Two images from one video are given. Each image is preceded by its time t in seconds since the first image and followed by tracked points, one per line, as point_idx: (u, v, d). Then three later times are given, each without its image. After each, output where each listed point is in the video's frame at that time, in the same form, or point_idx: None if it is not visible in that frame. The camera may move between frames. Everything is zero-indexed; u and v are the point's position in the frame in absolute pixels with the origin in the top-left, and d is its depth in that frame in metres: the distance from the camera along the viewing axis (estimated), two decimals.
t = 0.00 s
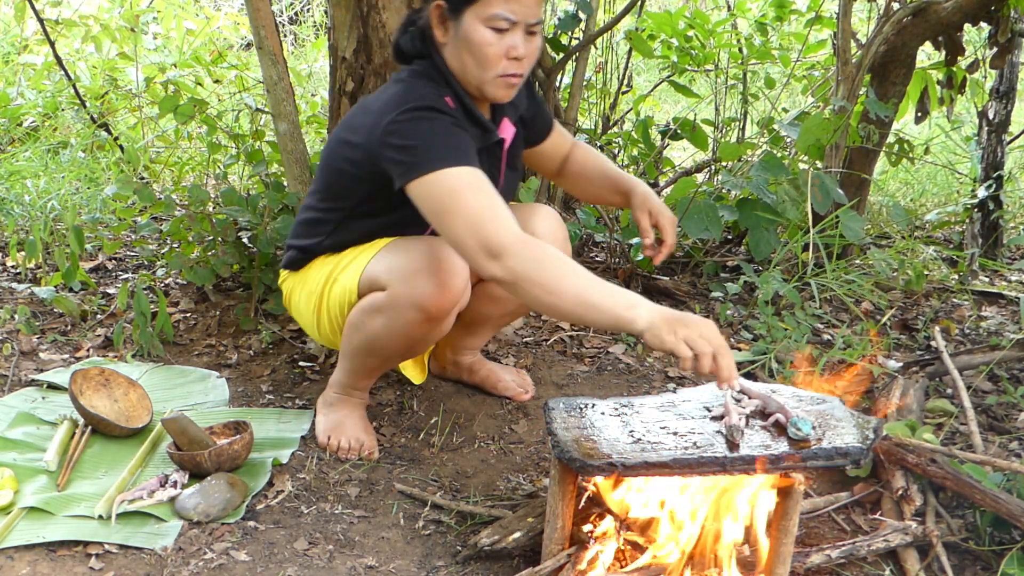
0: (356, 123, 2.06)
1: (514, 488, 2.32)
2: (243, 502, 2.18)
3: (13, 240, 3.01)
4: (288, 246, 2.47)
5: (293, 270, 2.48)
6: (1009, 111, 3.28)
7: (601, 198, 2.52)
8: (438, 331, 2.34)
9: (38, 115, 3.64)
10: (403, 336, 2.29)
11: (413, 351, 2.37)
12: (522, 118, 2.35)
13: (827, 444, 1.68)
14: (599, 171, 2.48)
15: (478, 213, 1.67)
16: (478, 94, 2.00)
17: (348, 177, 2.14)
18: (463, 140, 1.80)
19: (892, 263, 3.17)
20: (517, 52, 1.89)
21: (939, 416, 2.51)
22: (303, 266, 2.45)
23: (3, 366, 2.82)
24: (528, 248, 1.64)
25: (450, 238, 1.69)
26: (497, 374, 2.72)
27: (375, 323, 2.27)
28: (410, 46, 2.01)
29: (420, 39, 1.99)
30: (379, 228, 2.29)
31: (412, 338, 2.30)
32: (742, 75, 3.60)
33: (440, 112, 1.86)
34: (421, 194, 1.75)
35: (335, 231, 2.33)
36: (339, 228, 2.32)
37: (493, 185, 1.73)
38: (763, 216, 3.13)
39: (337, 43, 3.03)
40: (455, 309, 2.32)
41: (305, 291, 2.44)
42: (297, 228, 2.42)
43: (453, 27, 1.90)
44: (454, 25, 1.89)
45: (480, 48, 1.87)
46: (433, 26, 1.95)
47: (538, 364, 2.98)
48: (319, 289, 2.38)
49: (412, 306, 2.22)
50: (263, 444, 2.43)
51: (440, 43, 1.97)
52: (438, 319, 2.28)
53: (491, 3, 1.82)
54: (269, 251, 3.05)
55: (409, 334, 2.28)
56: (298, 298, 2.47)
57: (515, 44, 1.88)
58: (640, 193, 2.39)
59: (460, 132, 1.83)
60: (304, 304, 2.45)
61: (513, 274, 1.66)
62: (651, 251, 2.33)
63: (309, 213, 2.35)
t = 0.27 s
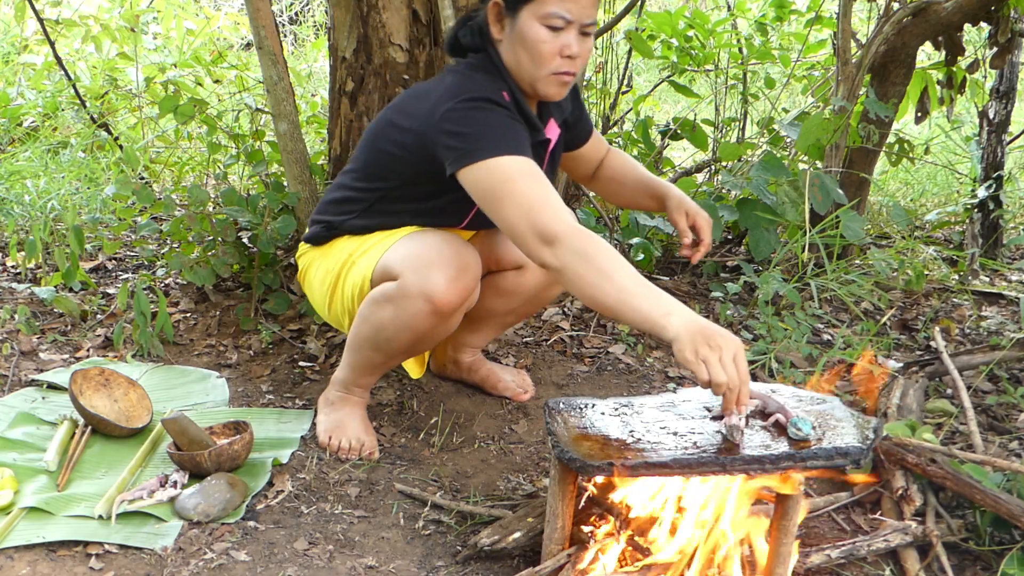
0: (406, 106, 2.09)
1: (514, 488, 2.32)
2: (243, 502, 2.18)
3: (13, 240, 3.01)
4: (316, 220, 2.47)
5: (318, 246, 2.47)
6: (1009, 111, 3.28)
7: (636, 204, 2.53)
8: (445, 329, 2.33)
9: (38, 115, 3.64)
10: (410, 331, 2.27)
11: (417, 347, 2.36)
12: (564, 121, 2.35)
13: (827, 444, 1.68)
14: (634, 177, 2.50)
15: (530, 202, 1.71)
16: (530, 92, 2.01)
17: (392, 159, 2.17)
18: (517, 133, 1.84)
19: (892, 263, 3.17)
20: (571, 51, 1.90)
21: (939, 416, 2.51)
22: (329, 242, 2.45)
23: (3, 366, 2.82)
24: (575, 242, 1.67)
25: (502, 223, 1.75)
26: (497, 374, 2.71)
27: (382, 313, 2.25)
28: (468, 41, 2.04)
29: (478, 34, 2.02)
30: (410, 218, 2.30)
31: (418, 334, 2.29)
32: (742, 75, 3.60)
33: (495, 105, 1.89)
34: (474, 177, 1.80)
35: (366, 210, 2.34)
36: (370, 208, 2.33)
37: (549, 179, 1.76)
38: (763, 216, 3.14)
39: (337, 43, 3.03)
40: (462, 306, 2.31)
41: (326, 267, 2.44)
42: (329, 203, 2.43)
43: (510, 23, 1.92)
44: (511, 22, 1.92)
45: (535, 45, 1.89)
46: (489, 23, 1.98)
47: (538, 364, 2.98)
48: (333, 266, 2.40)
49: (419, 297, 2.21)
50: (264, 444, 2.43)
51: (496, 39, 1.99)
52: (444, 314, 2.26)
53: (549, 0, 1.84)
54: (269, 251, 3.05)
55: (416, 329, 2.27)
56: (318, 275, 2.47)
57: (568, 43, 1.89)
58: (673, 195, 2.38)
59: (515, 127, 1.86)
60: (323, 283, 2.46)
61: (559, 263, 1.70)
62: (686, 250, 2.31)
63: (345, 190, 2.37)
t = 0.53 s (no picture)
0: (434, 99, 2.12)
1: (514, 488, 2.32)
2: (243, 502, 2.18)
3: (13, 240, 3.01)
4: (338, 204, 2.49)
5: (336, 229, 2.49)
6: (1009, 111, 3.28)
7: (656, 209, 2.55)
8: (447, 325, 2.32)
9: (39, 115, 3.64)
10: (412, 326, 2.26)
11: (419, 344, 2.35)
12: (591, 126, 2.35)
13: (827, 444, 1.68)
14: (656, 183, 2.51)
15: (540, 204, 1.73)
16: (557, 96, 2.01)
17: (415, 150, 2.19)
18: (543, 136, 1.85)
19: (892, 263, 3.17)
20: (600, 58, 1.89)
21: (939, 416, 2.51)
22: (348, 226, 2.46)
23: (2, 366, 2.82)
24: (577, 249, 1.68)
25: (511, 225, 1.77)
26: (496, 375, 2.71)
27: (385, 306, 2.25)
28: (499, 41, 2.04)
29: (510, 35, 2.02)
30: (429, 210, 2.32)
31: (420, 328, 2.28)
32: (742, 75, 3.60)
33: (520, 105, 1.90)
34: (488, 175, 1.81)
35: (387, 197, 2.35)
36: (390, 195, 2.34)
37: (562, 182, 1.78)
38: (763, 216, 3.13)
39: (337, 43, 3.03)
40: (463, 303, 2.31)
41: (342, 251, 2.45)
42: (353, 188, 2.44)
43: (540, 28, 1.92)
44: (542, 27, 1.92)
45: (563, 51, 1.89)
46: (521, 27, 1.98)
47: (538, 364, 2.98)
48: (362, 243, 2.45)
49: (422, 290, 2.20)
50: (264, 444, 2.43)
51: (526, 42, 2.00)
52: (446, 309, 2.26)
53: (579, 7, 1.84)
54: (269, 251, 3.05)
55: (418, 324, 2.26)
56: (334, 258, 2.48)
57: (597, 50, 1.88)
58: (696, 200, 2.40)
59: (538, 128, 1.87)
60: (337, 268, 2.47)
61: (562, 265, 1.72)
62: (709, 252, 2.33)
63: (368, 175, 2.38)
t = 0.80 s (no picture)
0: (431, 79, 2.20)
1: (514, 488, 2.32)
2: (243, 502, 2.18)
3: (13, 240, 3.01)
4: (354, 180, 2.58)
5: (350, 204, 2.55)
6: (1009, 111, 3.28)
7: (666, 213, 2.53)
8: (441, 302, 2.30)
9: (39, 115, 3.64)
10: (405, 302, 2.25)
11: (415, 324, 2.34)
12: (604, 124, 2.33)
13: (827, 444, 1.68)
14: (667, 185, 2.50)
15: (473, 158, 1.77)
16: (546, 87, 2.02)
17: (413, 128, 2.27)
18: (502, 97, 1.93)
19: (892, 263, 3.17)
20: (581, 55, 1.88)
21: (939, 416, 2.51)
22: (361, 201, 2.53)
23: (3, 366, 2.82)
24: (500, 200, 1.70)
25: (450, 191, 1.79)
26: (495, 376, 2.71)
27: (377, 286, 2.25)
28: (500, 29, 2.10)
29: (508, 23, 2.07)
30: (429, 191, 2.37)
31: (413, 305, 2.27)
32: (742, 75, 3.60)
33: (496, 83, 1.96)
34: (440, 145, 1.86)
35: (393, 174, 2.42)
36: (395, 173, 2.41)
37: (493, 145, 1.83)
38: (763, 216, 3.13)
39: (337, 43, 3.03)
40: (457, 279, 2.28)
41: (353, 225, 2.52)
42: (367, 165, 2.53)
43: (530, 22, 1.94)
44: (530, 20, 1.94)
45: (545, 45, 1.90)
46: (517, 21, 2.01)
47: (538, 364, 2.98)
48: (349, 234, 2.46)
49: (412, 266, 2.19)
50: (264, 444, 2.43)
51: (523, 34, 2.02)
52: (440, 284, 2.24)
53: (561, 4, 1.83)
54: (269, 251, 3.06)
55: (410, 300, 2.25)
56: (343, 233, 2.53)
57: (581, 46, 1.87)
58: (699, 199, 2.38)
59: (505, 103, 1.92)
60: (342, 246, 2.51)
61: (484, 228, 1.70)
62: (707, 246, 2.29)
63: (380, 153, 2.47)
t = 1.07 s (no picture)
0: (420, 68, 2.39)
1: (514, 488, 2.32)
2: (243, 502, 2.18)
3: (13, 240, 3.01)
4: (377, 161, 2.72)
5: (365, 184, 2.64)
6: (1009, 111, 3.28)
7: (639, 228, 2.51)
8: (441, 308, 2.34)
9: (38, 115, 3.64)
10: (404, 311, 2.30)
11: (415, 327, 2.40)
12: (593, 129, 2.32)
13: (827, 444, 1.68)
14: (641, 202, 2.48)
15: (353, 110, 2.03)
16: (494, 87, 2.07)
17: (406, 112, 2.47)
18: (403, 83, 2.07)
19: (892, 263, 3.17)
20: (507, 66, 1.90)
21: (939, 416, 2.51)
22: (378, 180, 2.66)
23: (3, 366, 2.82)
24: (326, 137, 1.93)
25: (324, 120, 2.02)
26: (494, 375, 2.72)
27: (377, 295, 2.29)
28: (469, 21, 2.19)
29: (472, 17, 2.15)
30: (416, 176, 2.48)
31: (411, 313, 2.31)
32: (742, 75, 3.60)
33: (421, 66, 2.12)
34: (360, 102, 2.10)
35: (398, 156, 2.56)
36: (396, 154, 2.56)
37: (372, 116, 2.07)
38: (763, 215, 3.14)
39: (337, 43, 3.03)
40: (456, 287, 2.31)
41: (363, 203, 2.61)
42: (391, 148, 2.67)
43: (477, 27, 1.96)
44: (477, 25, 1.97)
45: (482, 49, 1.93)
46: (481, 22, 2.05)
47: (538, 364, 2.98)
48: (348, 238, 2.44)
49: (410, 281, 2.22)
50: (264, 443, 2.43)
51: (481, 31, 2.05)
52: (437, 296, 2.27)
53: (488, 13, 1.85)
54: (269, 251, 3.06)
55: (408, 309, 2.30)
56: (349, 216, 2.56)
57: (502, 56, 1.89)
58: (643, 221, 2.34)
59: (413, 84, 2.08)
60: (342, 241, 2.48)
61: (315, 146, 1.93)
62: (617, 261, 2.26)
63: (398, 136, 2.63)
